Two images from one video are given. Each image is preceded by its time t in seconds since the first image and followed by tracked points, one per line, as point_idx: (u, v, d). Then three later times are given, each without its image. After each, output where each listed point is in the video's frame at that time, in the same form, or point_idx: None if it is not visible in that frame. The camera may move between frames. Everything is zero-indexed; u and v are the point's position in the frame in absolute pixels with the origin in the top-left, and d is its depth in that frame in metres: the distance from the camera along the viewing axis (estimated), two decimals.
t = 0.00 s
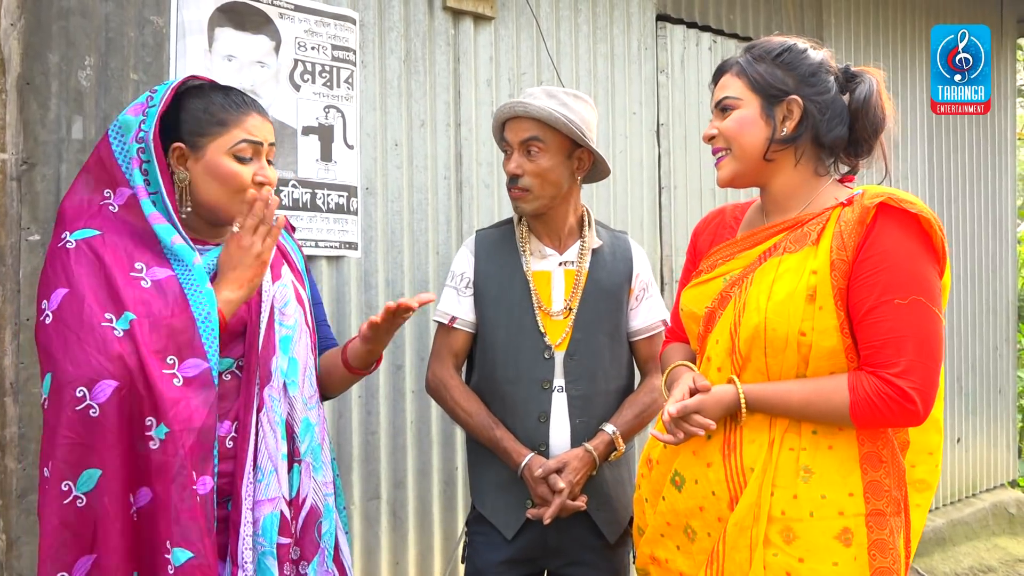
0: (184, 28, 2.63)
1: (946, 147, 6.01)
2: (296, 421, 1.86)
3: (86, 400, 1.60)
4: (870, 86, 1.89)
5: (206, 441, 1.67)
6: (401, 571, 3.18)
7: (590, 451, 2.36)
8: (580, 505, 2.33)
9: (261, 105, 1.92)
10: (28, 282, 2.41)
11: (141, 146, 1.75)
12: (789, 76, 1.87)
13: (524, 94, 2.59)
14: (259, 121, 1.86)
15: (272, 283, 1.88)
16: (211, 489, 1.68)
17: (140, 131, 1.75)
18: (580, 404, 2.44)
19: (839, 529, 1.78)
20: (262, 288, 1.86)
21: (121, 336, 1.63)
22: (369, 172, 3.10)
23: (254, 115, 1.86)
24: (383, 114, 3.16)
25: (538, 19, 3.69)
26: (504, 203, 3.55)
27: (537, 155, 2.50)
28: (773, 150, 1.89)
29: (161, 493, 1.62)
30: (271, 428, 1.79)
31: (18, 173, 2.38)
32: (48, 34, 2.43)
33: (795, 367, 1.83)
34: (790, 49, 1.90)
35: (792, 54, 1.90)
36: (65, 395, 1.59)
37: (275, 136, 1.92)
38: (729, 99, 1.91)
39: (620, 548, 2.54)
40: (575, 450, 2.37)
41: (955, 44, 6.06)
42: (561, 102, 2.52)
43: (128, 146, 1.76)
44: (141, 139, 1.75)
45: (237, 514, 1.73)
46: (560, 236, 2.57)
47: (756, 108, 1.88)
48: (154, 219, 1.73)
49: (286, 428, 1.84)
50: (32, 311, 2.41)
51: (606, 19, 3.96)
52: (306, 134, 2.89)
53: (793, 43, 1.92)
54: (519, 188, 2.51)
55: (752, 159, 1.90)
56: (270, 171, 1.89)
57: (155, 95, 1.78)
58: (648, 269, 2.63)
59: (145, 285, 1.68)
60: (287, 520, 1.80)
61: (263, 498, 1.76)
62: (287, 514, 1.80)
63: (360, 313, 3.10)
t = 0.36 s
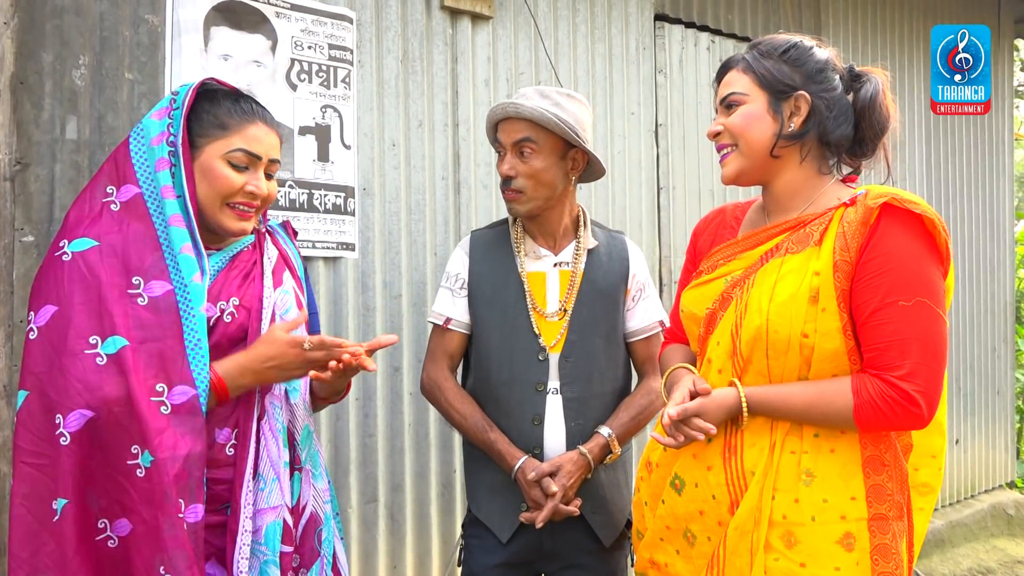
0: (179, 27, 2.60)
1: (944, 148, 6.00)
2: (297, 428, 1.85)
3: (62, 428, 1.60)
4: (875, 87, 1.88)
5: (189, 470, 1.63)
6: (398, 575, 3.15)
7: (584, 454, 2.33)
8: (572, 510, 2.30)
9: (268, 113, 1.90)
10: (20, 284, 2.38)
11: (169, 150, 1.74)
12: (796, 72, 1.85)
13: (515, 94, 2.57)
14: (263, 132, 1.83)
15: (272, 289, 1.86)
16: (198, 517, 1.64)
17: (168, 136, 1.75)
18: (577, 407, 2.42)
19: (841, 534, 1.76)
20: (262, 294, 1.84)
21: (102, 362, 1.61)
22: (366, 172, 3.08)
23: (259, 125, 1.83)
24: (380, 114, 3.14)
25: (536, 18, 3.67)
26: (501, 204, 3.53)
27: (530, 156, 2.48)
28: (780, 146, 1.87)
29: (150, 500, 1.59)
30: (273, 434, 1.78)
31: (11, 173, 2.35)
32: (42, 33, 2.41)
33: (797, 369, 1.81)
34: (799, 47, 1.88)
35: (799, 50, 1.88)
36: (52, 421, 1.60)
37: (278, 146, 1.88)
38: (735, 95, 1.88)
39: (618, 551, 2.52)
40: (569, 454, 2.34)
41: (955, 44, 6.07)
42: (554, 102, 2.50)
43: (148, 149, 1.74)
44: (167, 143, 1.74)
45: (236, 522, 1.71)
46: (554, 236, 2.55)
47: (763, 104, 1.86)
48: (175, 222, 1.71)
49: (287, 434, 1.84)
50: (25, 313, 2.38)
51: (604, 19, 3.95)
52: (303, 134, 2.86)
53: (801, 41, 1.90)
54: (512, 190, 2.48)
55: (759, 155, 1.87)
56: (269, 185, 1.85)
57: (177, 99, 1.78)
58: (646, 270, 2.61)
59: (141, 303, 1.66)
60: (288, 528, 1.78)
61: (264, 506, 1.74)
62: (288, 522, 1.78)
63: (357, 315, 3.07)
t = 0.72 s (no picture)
0: (173, 28, 2.58)
1: (940, 152, 6.01)
2: (289, 438, 1.82)
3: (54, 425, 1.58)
4: (888, 117, 1.85)
5: (172, 466, 1.60)
6: None
7: (579, 460, 2.31)
8: (569, 517, 2.26)
9: (251, 98, 1.89)
10: (11, 287, 2.35)
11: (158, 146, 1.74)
12: (823, 94, 1.79)
13: (511, 97, 2.55)
14: (244, 113, 1.83)
15: (271, 294, 1.80)
16: (181, 517, 1.60)
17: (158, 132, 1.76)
18: (572, 412, 2.40)
19: (843, 542, 1.74)
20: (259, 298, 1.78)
21: (100, 361, 1.60)
22: (361, 175, 3.06)
23: (238, 106, 1.83)
24: (376, 116, 3.12)
25: (533, 21, 3.66)
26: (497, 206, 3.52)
27: (525, 160, 2.46)
28: (783, 167, 1.87)
29: (138, 509, 1.57)
30: (260, 445, 1.75)
31: (2, 175, 2.33)
32: (34, 33, 2.38)
33: (797, 368, 1.76)
34: (835, 64, 1.81)
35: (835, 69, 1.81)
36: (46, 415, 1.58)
37: (264, 129, 1.87)
38: (756, 97, 1.83)
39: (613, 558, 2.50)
40: (564, 460, 2.32)
41: (954, 44, 6.11)
42: (550, 104, 2.48)
43: (148, 150, 1.74)
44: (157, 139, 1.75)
45: (218, 531, 1.68)
46: (549, 239, 2.54)
47: (781, 117, 1.82)
48: (165, 214, 1.69)
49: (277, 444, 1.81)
50: (15, 315, 2.36)
51: (601, 22, 3.94)
52: (298, 136, 2.84)
53: (839, 57, 1.82)
54: (507, 194, 2.47)
55: (760, 165, 1.87)
56: (256, 166, 1.84)
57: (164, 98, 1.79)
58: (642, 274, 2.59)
59: (132, 302, 1.65)
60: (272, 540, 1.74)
61: (246, 517, 1.71)
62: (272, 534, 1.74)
63: (352, 319, 3.04)
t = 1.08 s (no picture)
0: (172, 32, 2.57)
1: (937, 157, 6.02)
2: (285, 456, 1.79)
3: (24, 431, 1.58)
4: (875, 149, 1.84)
5: (146, 473, 1.57)
6: None
7: (579, 466, 2.31)
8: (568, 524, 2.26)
9: (270, 101, 1.90)
10: (10, 290, 2.35)
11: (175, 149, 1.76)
12: (828, 135, 1.74)
13: (511, 101, 2.55)
14: (262, 115, 1.83)
15: (274, 307, 1.81)
16: (158, 527, 1.57)
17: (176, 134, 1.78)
18: (571, 417, 2.40)
19: (871, 542, 1.67)
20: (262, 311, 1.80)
21: (71, 366, 1.59)
22: (360, 179, 3.06)
23: (257, 108, 1.83)
24: (375, 120, 3.12)
25: (531, 25, 3.67)
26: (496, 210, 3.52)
27: (527, 164, 2.46)
28: (784, 202, 1.83)
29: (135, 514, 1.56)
30: (251, 460, 1.72)
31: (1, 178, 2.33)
32: (33, 37, 2.38)
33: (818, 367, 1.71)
34: (846, 108, 1.75)
35: (843, 113, 1.75)
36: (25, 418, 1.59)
37: (283, 131, 1.87)
38: (765, 133, 1.75)
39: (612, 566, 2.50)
40: (563, 466, 2.32)
41: (954, 44, 6.13)
42: (551, 109, 2.49)
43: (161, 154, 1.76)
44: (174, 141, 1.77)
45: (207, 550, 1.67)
46: (548, 245, 2.54)
47: (786, 157, 1.75)
48: (166, 216, 1.70)
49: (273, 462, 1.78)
50: (14, 318, 2.36)
51: (599, 26, 3.94)
52: (297, 140, 2.84)
53: (850, 96, 1.75)
54: (508, 199, 2.47)
55: (759, 197, 1.82)
56: (273, 170, 1.83)
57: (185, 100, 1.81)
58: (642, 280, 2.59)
59: (126, 305, 1.64)
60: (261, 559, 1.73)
61: (235, 536, 1.69)
62: (261, 553, 1.73)
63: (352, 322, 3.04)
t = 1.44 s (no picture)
0: (174, 39, 2.59)
1: (935, 161, 6.05)
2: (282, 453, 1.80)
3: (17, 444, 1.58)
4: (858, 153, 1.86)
5: (143, 474, 1.58)
6: None
7: (580, 470, 2.32)
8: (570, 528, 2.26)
9: (263, 98, 1.93)
10: (15, 296, 2.37)
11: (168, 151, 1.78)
12: (814, 143, 1.76)
13: (512, 106, 2.57)
14: (258, 111, 1.88)
15: (276, 305, 1.81)
16: (153, 529, 1.57)
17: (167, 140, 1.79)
18: (572, 422, 2.41)
19: (887, 534, 1.65)
20: (263, 310, 1.79)
21: (71, 381, 1.59)
22: (361, 184, 3.08)
23: (252, 104, 1.88)
24: (375, 126, 3.14)
25: (531, 32, 3.69)
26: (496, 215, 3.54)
27: (529, 169, 2.48)
28: (774, 205, 1.84)
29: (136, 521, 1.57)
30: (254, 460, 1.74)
31: (5, 185, 2.35)
32: (37, 45, 2.40)
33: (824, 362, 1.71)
34: (830, 114, 1.77)
35: (828, 117, 1.77)
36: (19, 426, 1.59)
37: (277, 127, 1.92)
38: (754, 139, 1.77)
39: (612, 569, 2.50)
40: (565, 470, 2.33)
41: (955, 44, 6.16)
42: (552, 115, 2.51)
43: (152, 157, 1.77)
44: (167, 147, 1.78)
45: (201, 548, 1.66)
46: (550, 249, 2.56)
47: (774, 164, 1.77)
48: (160, 216, 1.71)
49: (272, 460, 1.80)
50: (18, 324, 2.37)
51: (598, 32, 3.97)
52: (298, 146, 2.86)
53: (832, 102, 1.78)
54: (509, 204, 2.48)
55: (750, 204, 1.82)
56: (271, 163, 1.88)
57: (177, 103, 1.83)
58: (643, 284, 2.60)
59: (122, 311, 1.65)
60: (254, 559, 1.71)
61: (231, 534, 1.70)
62: (254, 553, 1.71)
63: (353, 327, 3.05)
